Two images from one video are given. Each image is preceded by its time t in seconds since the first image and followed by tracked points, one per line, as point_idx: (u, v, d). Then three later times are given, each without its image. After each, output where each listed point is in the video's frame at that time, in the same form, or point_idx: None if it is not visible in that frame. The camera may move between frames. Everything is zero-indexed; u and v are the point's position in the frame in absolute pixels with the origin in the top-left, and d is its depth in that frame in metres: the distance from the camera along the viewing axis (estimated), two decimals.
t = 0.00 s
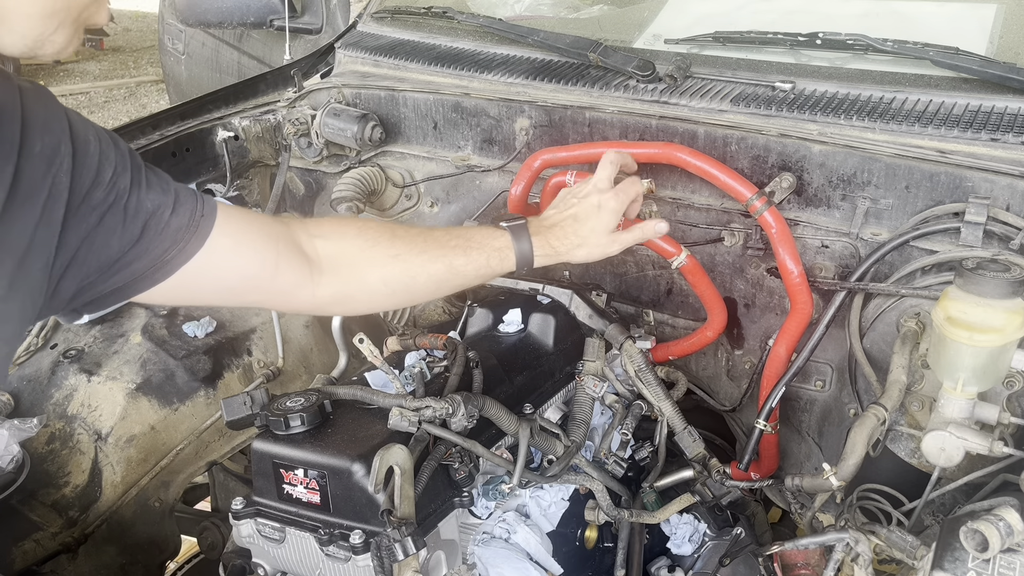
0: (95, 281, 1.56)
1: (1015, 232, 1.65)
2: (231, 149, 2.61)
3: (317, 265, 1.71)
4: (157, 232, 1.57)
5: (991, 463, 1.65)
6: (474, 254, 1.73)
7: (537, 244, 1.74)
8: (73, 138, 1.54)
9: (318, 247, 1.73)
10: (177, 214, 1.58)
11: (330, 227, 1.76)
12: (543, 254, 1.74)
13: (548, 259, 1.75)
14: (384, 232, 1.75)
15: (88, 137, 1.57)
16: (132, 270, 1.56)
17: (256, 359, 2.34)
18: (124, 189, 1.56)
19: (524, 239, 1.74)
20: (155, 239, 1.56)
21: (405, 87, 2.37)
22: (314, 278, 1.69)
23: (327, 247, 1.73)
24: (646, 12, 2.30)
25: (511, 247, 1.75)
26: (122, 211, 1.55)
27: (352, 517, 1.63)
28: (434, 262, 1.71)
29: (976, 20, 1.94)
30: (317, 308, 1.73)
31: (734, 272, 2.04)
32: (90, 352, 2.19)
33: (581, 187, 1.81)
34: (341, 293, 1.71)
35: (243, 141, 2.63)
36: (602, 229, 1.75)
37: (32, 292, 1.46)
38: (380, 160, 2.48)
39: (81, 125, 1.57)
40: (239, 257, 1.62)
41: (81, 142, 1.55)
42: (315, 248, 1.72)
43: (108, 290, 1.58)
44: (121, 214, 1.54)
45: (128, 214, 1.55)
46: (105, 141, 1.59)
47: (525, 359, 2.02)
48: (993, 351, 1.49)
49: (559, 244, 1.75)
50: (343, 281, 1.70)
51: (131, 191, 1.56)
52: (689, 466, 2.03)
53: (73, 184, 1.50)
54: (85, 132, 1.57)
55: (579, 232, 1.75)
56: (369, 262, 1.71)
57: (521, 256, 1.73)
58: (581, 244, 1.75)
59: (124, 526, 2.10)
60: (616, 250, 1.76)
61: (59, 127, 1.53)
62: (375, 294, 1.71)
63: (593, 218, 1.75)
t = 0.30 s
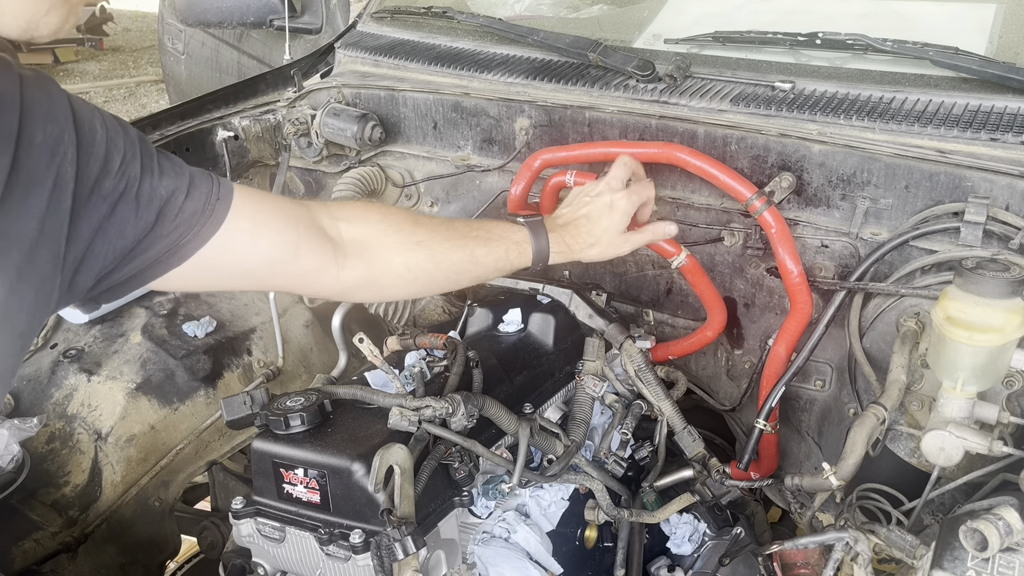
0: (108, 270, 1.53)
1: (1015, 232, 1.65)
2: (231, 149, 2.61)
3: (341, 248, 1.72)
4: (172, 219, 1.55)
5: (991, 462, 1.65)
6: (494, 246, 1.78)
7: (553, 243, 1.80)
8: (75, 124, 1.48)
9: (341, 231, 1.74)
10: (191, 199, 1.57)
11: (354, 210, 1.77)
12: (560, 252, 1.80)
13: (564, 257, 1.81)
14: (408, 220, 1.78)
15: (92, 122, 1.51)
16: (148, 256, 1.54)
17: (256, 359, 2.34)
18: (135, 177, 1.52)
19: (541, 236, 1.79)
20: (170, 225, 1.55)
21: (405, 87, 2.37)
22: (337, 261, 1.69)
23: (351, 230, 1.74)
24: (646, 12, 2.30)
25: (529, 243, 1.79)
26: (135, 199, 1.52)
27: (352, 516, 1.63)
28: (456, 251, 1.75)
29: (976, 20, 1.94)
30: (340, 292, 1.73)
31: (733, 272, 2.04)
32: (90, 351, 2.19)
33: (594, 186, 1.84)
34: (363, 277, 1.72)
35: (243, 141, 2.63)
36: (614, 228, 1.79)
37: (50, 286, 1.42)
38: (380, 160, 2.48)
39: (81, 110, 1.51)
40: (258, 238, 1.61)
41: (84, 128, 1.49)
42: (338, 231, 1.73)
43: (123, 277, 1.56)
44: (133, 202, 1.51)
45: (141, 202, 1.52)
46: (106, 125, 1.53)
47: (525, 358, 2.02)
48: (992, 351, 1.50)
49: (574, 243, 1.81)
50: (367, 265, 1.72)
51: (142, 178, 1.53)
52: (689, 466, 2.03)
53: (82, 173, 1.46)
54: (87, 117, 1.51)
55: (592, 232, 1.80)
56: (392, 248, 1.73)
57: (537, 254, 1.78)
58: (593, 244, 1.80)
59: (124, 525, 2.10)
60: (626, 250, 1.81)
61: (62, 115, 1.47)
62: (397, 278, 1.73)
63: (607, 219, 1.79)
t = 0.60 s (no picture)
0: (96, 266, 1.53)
1: (1015, 232, 1.65)
2: (231, 149, 2.61)
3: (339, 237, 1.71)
4: (161, 213, 1.54)
5: (991, 463, 1.65)
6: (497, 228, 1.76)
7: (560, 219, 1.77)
8: (58, 117, 1.47)
9: (338, 220, 1.74)
10: (180, 192, 1.55)
11: (351, 198, 1.77)
12: (565, 228, 1.77)
13: (570, 234, 1.77)
14: (406, 206, 1.76)
15: (76, 114, 1.50)
16: (136, 251, 1.53)
17: (256, 359, 2.34)
18: (121, 169, 1.51)
19: (546, 214, 1.76)
20: (159, 219, 1.54)
21: (405, 87, 2.37)
22: (335, 251, 1.69)
23: (348, 218, 1.74)
24: (646, 12, 2.30)
25: (534, 222, 1.77)
26: (122, 192, 1.51)
27: (352, 516, 1.63)
28: (457, 235, 1.74)
29: (976, 20, 1.94)
30: (339, 281, 1.73)
31: (733, 271, 2.04)
32: (90, 351, 2.19)
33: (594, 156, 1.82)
34: (363, 266, 1.72)
35: (243, 141, 2.63)
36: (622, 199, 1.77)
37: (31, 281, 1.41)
38: (380, 160, 2.48)
39: (65, 102, 1.50)
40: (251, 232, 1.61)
41: (68, 120, 1.48)
42: (335, 219, 1.73)
43: (111, 273, 1.55)
44: (119, 195, 1.51)
45: (128, 196, 1.51)
46: (92, 117, 1.52)
47: (525, 359, 2.02)
48: (992, 351, 1.50)
49: (580, 219, 1.78)
50: (365, 255, 1.71)
51: (129, 170, 1.52)
52: (688, 466, 2.03)
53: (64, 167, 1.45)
54: (70, 107, 1.50)
55: (598, 206, 1.77)
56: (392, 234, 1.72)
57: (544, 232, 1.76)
58: (601, 217, 1.77)
59: (124, 525, 2.10)
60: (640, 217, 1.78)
61: (45, 107, 1.46)
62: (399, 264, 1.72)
63: (610, 190, 1.77)
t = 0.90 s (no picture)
0: (56, 271, 1.33)
1: (1016, 233, 1.64)
2: (230, 149, 2.61)
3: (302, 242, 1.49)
4: (123, 212, 1.33)
5: (992, 463, 1.64)
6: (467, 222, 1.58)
7: (536, 215, 1.64)
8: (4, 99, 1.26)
9: (301, 222, 1.52)
10: (147, 190, 1.34)
11: (312, 198, 1.55)
12: (540, 226, 1.64)
13: (546, 231, 1.64)
14: (375, 201, 1.57)
15: (24, 98, 1.28)
16: (101, 255, 1.33)
17: (256, 359, 2.34)
18: (88, 174, 1.31)
19: (519, 212, 1.62)
20: (122, 219, 1.33)
21: (405, 87, 2.37)
22: (297, 251, 1.47)
23: (310, 218, 1.52)
24: (646, 12, 2.30)
25: (505, 220, 1.61)
26: (81, 187, 1.30)
27: (352, 517, 1.63)
28: (427, 231, 1.54)
29: (976, 20, 1.94)
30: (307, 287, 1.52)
31: (734, 272, 2.04)
32: (90, 352, 2.19)
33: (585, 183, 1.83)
34: (327, 271, 1.50)
35: (243, 141, 2.62)
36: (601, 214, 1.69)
37: None
38: (381, 160, 2.48)
39: (13, 84, 1.28)
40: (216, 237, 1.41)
41: (17, 105, 1.27)
42: (296, 221, 1.51)
43: (74, 279, 1.36)
44: (78, 192, 1.30)
45: (88, 192, 1.30)
46: (45, 100, 1.31)
47: (525, 359, 2.02)
48: (994, 352, 1.49)
49: (558, 218, 1.65)
50: (331, 255, 1.49)
51: (90, 163, 1.31)
52: (689, 467, 2.03)
53: (14, 158, 1.24)
54: (18, 92, 1.28)
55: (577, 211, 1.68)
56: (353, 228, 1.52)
57: (516, 231, 1.61)
58: (578, 221, 1.67)
59: (124, 526, 2.10)
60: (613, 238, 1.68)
61: None
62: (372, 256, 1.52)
63: (594, 201, 1.71)
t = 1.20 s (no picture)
0: None
1: (1015, 232, 1.65)
2: (230, 149, 2.63)
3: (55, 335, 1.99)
4: None
5: (990, 462, 1.65)
6: (91, 319, 2.01)
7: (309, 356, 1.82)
8: None
9: None
10: None
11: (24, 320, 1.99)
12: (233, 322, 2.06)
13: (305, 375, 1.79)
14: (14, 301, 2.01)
15: None
16: None
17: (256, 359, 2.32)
18: None
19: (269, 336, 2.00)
20: None
21: (405, 87, 2.37)
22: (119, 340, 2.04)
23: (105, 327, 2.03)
24: (645, 12, 2.30)
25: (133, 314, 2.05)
26: None
27: (352, 516, 1.63)
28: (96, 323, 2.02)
29: (975, 20, 1.95)
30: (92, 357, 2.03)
31: (733, 271, 2.04)
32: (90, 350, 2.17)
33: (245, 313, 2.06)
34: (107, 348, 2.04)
35: (243, 141, 2.65)
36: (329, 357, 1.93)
37: None
38: (380, 160, 2.48)
39: None
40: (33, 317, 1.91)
41: None
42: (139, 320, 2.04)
43: None
44: None
45: None
46: None
47: (525, 358, 2.02)
48: (992, 351, 1.50)
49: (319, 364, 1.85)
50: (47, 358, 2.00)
51: None
52: (689, 466, 2.03)
53: None
54: None
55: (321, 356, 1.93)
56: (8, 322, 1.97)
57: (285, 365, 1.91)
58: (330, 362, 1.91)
59: (124, 525, 2.13)
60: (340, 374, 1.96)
61: None
62: (140, 337, 2.06)
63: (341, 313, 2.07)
